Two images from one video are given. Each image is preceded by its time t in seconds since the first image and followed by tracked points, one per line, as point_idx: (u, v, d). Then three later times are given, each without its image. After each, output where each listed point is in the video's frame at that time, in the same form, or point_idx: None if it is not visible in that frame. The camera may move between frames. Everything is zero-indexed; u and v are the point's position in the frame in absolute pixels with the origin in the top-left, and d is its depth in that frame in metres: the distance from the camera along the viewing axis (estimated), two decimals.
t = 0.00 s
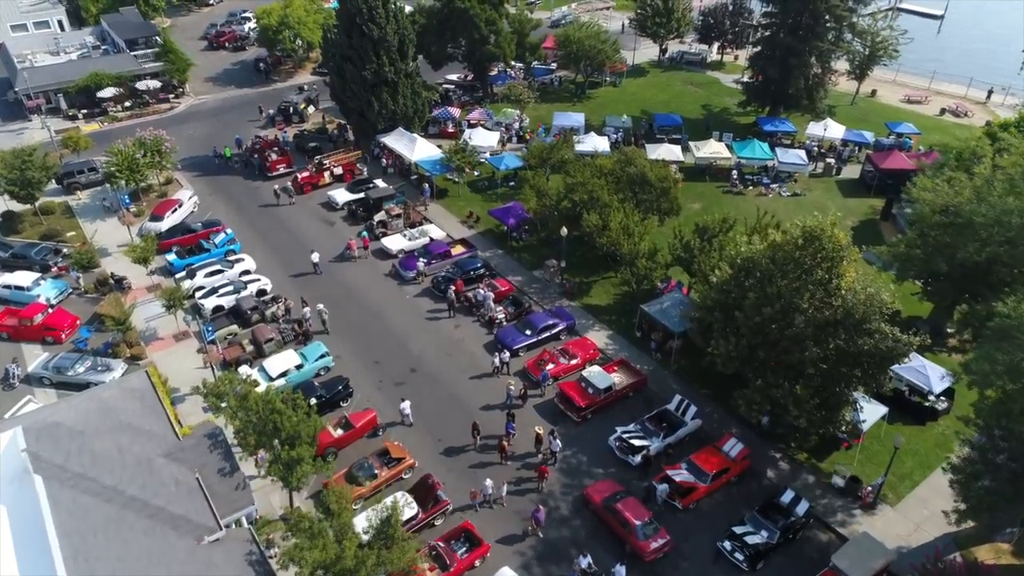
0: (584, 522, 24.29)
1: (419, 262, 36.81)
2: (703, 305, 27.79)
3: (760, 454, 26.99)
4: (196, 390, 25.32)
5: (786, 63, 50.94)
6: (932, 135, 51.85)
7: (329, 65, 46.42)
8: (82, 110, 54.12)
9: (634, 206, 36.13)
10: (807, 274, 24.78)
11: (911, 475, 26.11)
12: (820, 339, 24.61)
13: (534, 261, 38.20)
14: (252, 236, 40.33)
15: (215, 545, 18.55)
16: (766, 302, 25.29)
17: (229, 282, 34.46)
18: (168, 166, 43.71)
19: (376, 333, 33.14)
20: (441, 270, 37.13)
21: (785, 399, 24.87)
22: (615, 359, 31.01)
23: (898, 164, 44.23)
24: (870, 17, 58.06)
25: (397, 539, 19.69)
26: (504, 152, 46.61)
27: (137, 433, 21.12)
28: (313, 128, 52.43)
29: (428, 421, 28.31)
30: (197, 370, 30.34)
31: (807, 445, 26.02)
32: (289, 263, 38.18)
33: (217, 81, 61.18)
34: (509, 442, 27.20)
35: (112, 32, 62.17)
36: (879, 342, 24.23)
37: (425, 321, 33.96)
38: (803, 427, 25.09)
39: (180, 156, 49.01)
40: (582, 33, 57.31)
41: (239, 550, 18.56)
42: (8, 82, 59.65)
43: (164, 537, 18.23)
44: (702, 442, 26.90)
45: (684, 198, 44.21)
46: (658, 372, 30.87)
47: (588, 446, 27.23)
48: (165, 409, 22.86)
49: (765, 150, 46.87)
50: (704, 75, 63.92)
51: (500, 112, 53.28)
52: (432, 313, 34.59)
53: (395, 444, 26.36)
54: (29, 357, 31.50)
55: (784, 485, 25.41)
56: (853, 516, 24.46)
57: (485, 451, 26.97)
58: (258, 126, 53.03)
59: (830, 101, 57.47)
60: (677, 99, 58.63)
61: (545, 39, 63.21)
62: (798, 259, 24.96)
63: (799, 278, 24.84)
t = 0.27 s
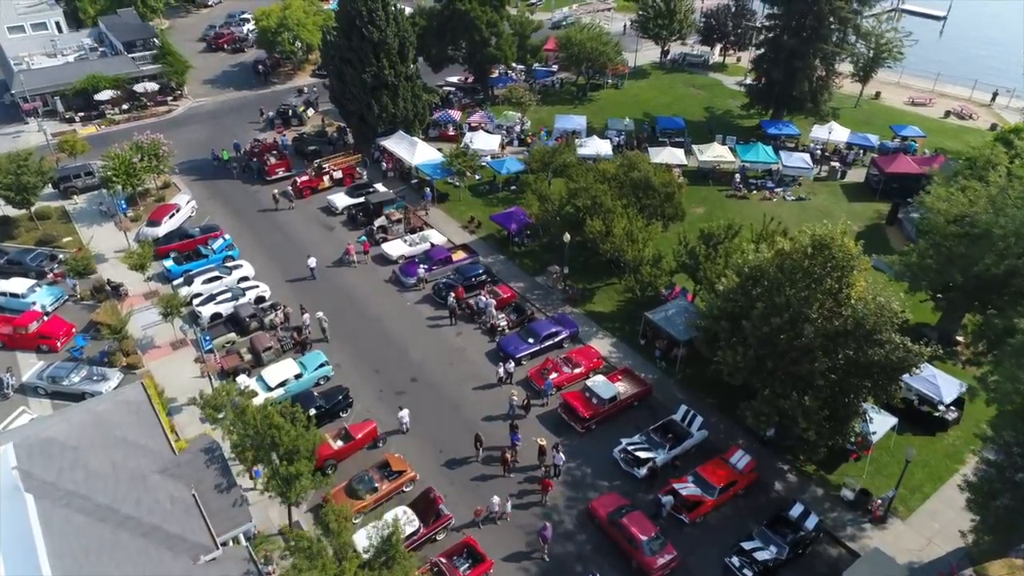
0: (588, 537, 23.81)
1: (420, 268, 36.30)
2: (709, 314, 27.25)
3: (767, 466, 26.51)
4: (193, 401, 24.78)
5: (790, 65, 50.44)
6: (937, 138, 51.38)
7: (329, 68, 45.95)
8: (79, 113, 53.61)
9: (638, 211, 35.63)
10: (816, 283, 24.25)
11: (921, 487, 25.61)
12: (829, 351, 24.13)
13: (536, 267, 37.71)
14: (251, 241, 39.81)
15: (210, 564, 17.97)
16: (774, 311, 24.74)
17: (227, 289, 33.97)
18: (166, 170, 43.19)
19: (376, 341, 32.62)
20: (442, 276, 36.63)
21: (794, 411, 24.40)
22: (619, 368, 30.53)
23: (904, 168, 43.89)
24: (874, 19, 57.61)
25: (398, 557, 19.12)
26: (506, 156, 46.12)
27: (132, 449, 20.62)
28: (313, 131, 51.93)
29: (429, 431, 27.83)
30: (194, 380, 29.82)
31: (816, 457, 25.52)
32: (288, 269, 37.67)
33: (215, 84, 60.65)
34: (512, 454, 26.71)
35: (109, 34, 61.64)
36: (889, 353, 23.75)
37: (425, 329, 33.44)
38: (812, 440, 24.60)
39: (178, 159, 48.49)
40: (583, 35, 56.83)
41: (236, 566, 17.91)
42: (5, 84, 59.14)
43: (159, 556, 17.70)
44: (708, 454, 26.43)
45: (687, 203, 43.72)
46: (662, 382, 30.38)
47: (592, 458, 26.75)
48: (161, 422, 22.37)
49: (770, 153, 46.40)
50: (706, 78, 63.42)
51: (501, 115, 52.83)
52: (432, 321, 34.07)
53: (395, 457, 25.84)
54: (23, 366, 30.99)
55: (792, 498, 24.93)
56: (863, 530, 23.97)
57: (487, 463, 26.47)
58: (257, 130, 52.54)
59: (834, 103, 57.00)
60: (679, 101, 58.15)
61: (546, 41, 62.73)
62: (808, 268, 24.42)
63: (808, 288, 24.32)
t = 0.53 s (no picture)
0: (596, 552, 23.30)
1: (424, 274, 35.84)
2: (719, 324, 26.74)
3: (778, 480, 25.99)
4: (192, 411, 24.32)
5: (797, 68, 49.87)
6: (947, 143, 50.82)
7: (332, 71, 45.52)
8: (81, 115, 53.22)
9: (645, 217, 35.12)
10: (830, 294, 23.77)
11: (935, 502, 25.09)
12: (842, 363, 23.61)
13: (542, 273, 37.23)
14: (253, 246, 39.37)
15: None
16: (787, 322, 24.25)
17: (229, 295, 33.53)
18: (168, 173, 42.77)
19: (380, 349, 32.14)
20: (446, 282, 36.16)
21: (807, 425, 23.84)
22: (626, 378, 30.03)
23: (914, 173, 43.35)
24: (883, 22, 57.04)
25: None
26: (511, 160, 45.65)
27: (131, 462, 20.18)
28: (316, 134, 51.49)
29: (433, 442, 27.35)
30: (195, 388, 29.37)
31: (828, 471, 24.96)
32: (290, 274, 37.23)
33: (218, 85, 60.24)
34: (518, 466, 26.21)
35: (111, 35, 61.26)
36: (904, 366, 23.22)
37: (429, 336, 32.97)
38: (824, 454, 24.05)
39: (180, 162, 48.09)
40: (589, 37, 56.34)
41: None
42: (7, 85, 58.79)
43: None
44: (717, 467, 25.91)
45: (694, 208, 43.19)
46: (670, 391, 29.88)
47: (599, 470, 26.26)
48: (160, 433, 21.95)
49: (777, 158, 45.87)
50: (712, 80, 62.86)
51: (506, 118, 52.34)
52: (436, 328, 33.60)
53: (399, 469, 25.37)
54: (22, 373, 30.55)
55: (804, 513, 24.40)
56: (877, 547, 23.44)
57: (492, 475, 26.00)
58: (259, 132, 52.14)
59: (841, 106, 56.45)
60: (685, 104, 57.62)
61: (551, 43, 62.25)
62: (821, 279, 23.93)
63: (821, 298, 23.84)
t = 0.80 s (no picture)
0: (607, 569, 22.80)
1: (432, 280, 35.39)
2: (734, 335, 26.17)
3: (793, 495, 25.41)
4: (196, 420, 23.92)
5: (811, 72, 49.22)
6: (963, 148, 50.08)
7: (340, 73, 45.14)
8: (89, 116, 53.01)
9: (657, 224, 34.57)
10: (848, 306, 23.20)
11: (955, 519, 24.48)
12: (861, 377, 22.99)
13: (552, 280, 36.73)
14: (259, 250, 39.01)
15: None
16: (804, 335, 23.67)
17: (235, 300, 33.15)
18: (175, 176, 42.45)
19: (387, 357, 31.67)
20: (454, 289, 35.70)
21: (824, 440, 23.21)
22: (637, 388, 29.49)
23: (930, 180, 42.70)
24: (898, 25, 56.30)
25: None
26: (520, 164, 45.17)
27: (134, 474, 19.74)
28: (323, 136, 51.14)
29: (441, 453, 26.87)
30: (200, 396, 28.99)
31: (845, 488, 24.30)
32: (297, 279, 36.84)
33: (225, 86, 59.96)
34: (528, 478, 25.72)
35: (119, 36, 61.06)
36: (924, 381, 22.53)
37: (437, 344, 32.51)
38: (841, 470, 23.40)
39: (187, 164, 47.78)
40: (599, 39, 55.80)
41: None
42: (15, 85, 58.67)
43: None
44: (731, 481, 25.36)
45: (706, 213, 42.61)
46: (683, 403, 29.35)
47: (610, 483, 25.74)
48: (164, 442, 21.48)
49: (790, 163, 45.24)
50: (724, 83, 62.21)
51: (515, 121, 51.87)
52: (445, 335, 33.14)
53: (406, 481, 24.92)
54: (26, 378, 30.21)
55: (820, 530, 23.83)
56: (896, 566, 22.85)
57: (501, 487, 25.52)
58: (267, 134, 51.81)
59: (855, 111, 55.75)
60: (696, 107, 57.01)
61: (561, 45, 61.74)
62: (839, 290, 23.39)
63: (840, 311, 23.27)
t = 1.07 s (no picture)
0: None
1: (446, 286, 34.96)
2: (754, 348, 25.58)
3: (814, 514, 24.76)
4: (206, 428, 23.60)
5: (832, 77, 48.43)
6: (986, 156, 49.11)
7: (355, 75, 44.85)
8: (103, 116, 52.98)
9: (674, 231, 33.97)
10: (874, 320, 22.61)
11: (981, 541, 23.76)
12: (886, 394, 22.34)
13: (566, 286, 36.21)
14: (272, 253, 38.74)
15: None
16: (827, 350, 23.08)
17: (247, 304, 32.86)
18: (188, 177, 42.25)
19: (399, 363, 31.30)
20: (468, 295, 35.24)
21: (846, 459, 22.54)
22: (653, 400, 28.91)
23: (954, 188, 41.85)
24: (920, 29, 55.34)
25: None
26: (535, 168, 44.69)
27: (140, 484, 19.39)
28: (337, 138, 50.86)
29: (453, 464, 26.42)
30: (210, 401, 28.69)
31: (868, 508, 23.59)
32: (309, 282, 36.53)
33: (240, 87, 59.83)
34: (541, 491, 25.21)
35: (135, 36, 61.08)
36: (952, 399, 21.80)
37: (450, 351, 32.08)
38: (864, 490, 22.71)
39: (200, 165, 47.62)
40: (616, 42, 55.22)
41: None
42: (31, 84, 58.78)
43: None
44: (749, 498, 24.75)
45: (723, 220, 41.93)
46: (700, 415, 28.74)
47: (625, 498, 25.20)
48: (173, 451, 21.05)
49: (810, 169, 44.46)
50: (741, 87, 61.44)
51: (530, 124, 51.37)
52: (458, 342, 32.71)
53: (417, 492, 24.47)
54: (36, 381, 30.02)
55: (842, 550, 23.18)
56: None
57: (514, 500, 25.03)
58: (281, 135, 51.60)
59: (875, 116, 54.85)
60: (714, 111, 56.29)
61: (577, 47, 61.20)
62: (864, 304, 22.81)
63: (865, 325, 22.68)
